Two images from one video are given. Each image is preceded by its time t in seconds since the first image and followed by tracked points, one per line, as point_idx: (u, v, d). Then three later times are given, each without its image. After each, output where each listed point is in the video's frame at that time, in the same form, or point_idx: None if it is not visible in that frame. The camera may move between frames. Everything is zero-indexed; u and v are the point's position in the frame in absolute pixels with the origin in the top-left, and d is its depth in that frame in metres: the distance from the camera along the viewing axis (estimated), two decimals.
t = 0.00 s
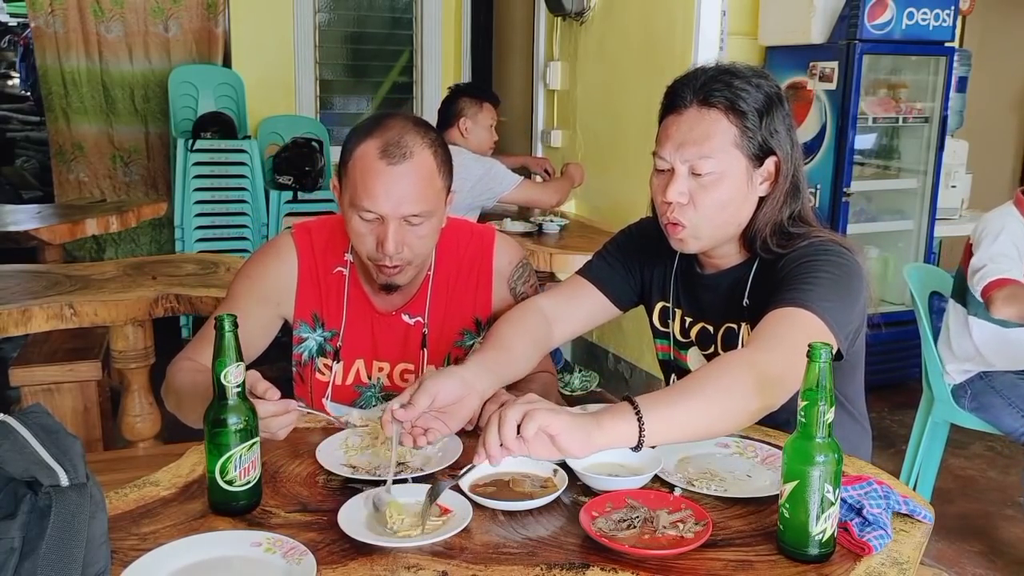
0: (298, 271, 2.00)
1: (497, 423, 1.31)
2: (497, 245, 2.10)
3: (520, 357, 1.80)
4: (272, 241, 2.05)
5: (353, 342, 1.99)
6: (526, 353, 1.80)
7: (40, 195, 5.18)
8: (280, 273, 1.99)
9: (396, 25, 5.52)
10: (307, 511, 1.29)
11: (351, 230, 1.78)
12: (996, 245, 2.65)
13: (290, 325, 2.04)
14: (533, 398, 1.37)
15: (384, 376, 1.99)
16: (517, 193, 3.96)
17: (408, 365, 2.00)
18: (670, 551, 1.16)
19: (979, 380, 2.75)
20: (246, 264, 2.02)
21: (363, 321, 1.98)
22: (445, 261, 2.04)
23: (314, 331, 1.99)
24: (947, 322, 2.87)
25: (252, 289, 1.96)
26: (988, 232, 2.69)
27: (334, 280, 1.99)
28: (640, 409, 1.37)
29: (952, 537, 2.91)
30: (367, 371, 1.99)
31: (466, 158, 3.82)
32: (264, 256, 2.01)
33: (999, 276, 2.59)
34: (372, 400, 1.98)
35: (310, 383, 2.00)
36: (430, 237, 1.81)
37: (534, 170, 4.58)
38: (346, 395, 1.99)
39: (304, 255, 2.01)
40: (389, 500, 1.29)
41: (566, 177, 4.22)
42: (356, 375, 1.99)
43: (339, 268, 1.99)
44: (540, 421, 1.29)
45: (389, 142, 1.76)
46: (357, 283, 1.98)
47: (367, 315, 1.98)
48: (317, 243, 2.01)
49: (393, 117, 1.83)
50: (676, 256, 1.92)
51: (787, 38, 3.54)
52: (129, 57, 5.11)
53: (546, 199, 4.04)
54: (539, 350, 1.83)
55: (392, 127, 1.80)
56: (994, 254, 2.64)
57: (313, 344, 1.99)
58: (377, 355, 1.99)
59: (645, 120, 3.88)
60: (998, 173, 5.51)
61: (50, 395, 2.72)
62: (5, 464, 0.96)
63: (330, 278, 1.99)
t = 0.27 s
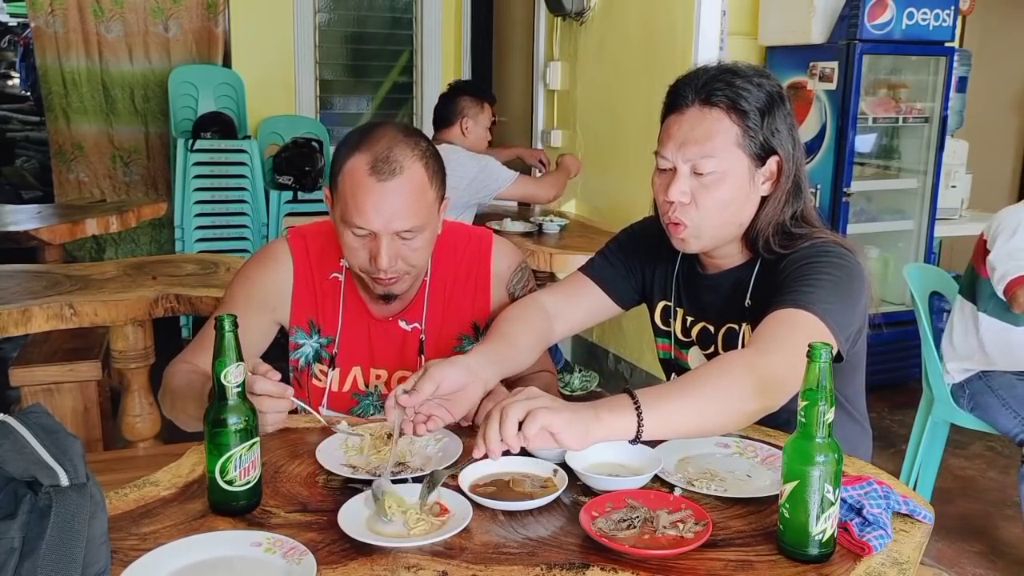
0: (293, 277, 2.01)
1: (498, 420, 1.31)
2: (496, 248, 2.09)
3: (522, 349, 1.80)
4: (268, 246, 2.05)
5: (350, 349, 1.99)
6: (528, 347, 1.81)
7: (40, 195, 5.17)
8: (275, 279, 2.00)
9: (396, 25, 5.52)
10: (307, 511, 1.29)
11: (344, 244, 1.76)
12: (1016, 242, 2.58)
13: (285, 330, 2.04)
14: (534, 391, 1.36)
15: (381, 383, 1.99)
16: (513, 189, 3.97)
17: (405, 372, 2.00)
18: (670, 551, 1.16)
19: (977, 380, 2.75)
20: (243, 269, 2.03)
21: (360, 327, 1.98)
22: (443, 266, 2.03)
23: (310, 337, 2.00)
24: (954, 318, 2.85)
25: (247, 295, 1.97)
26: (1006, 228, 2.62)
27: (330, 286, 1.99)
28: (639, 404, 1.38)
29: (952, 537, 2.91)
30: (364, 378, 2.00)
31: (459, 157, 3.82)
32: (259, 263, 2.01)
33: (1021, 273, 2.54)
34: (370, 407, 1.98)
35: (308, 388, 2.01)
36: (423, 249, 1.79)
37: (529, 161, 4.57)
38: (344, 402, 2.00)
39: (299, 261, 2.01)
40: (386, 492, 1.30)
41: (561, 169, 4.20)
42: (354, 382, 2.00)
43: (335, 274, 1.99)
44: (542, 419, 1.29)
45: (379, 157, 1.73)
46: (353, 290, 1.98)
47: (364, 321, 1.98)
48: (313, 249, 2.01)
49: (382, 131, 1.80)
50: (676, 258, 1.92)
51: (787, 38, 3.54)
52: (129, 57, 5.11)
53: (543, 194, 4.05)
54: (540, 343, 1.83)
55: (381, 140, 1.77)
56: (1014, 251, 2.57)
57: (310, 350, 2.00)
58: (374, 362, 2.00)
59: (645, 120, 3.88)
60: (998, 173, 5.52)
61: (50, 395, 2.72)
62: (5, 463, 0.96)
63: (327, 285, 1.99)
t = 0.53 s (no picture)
0: (290, 279, 2.01)
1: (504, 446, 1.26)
2: (492, 248, 2.09)
3: (522, 348, 1.79)
4: (263, 248, 2.05)
5: (349, 350, 1.99)
6: (529, 345, 1.80)
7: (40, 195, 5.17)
8: (270, 281, 2.00)
9: (396, 25, 5.52)
10: (307, 511, 1.29)
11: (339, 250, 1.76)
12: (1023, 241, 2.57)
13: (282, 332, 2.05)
14: (532, 410, 1.30)
15: (380, 384, 1.99)
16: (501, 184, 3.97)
17: (404, 373, 2.00)
18: (670, 551, 1.16)
19: (980, 379, 2.74)
20: (239, 271, 2.02)
21: (357, 329, 1.98)
22: (440, 267, 2.03)
23: (308, 339, 2.00)
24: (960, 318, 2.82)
25: (243, 297, 1.97)
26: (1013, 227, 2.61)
27: (327, 288, 1.99)
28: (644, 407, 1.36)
29: (952, 537, 2.91)
30: (363, 380, 2.00)
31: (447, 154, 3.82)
32: (255, 265, 2.01)
33: None
34: (370, 409, 1.98)
35: (306, 390, 2.01)
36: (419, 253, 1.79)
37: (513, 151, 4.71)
38: (343, 404, 2.00)
39: (296, 263, 2.01)
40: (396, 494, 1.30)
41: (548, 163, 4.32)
42: (352, 384, 2.00)
43: (332, 276, 1.99)
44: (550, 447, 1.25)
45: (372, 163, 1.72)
46: (351, 291, 1.97)
47: (362, 322, 1.98)
48: (309, 251, 2.00)
49: (374, 138, 1.79)
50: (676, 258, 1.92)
51: (787, 38, 3.53)
52: (129, 57, 5.11)
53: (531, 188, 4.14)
54: (540, 342, 1.83)
55: (373, 147, 1.76)
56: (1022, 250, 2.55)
57: (308, 352, 2.00)
58: (372, 363, 2.00)
59: (645, 121, 3.88)
60: (998, 172, 5.51)
61: (50, 395, 2.72)
62: (5, 463, 0.96)
63: (323, 286, 1.99)
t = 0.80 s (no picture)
0: (289, 277, 2.01)
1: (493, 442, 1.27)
2: (491, 247, 2.09)
3: (520, 352, 1.79)
4: (262, 247, 2.05)
5: (347, 348, 1.99)
6: (529, 351, 1.80)
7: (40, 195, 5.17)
8: (269, 279, 2.00)
9: (396, 25, 5.52)
10: (307, 511, 1.29)
11: (335, 245, 1.76)
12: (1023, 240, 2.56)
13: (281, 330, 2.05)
14: (524, 409, 1.32)
15: (378, 382, 1.99)
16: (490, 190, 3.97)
17: (403, 371, 1.99)
18: (670, 551, 1.16)
19: (980, 379, 2.74)
20: (238, 269, 2.03)
21: (356, 327, 1.98)
22: (439, 266, 2.03)
23: (307, 337, 2.00)
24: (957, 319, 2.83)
25: (241, 295, 1.97)
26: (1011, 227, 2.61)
27: (325, 286, 1.99)
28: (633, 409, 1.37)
29: (953, 537, 2.91)
30: (361, 378, 2.00)
31: (439, 153, 3.83)
32: (254, 263, 2.01)
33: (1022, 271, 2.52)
34: (369, 406, 1.98)
35: (305, 388, 2.01)
36: (414, 248, 1.79)
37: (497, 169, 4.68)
38: (341, 401, 1.99)
39: (295, 261, 2.01)
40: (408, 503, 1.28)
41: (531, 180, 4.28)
42: (351, 382, 2.00)
43: (330, 273, 1.99)
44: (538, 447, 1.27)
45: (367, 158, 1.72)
46: (349, 289, 1.97)
47: (360, 320, 1.98)
48: (307, 250, 2.01)
49: (367, 133, 1.79)
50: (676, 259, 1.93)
51: (787, 38, 3.53)
52: (129, 57, 5.11)
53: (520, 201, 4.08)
54: (540, 345, 1.83)
55: (367, 143, 1.76)
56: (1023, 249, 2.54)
57: (307, 350, 2.00)
58: (370, 361, 1.99)
59: (645, 121, 3.88)
60: (998, 172, 5.51)
61: (50, 395, 2.72)
62: (5, 463, 0.96)
63: (321, 285, 1.99)
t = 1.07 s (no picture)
0: (289, 277, 2.01)
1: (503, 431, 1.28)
2: (490, 247, 2.09)
3: (518, 352, 1.79)
4: (262, 246, 2.05)
5: (348, 348, 1.99)
6: (525, 352, 1.80)
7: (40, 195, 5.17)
8: (270, 278, 2.00)
9: (396, 25, 5.52)
10: (307, 511, 1.29)
11: (335, 243, 1.76)
12: None
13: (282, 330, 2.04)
14: (534, 397, 1.32)
15: (379, 381, 2.00)
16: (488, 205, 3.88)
17: (403, 371, 1.99)
18: (670, 551, 1.16)
19: (980, 380, 2.74)
20: (238, 269, 2.03)
21: (356, 326, 1.98)
22: (439, 266, 2.03)
23: (307, 337, 2.00)
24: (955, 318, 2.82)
25: (242, 294, 1.97)
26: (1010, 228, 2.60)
27: (326, 286, 1.99)
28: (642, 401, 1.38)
29: (953, 537, 2.91)
30: (362, 377, 2.00)
31: (444, 158, 3.84)
32: (254, 263, 2.01)
33: None
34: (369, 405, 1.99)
35: (306, 388, 2.01)
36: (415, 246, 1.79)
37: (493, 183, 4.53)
38: (342, 400, 2.00)
39: (295, 261, 2.01)
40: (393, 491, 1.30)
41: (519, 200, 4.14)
42: (352, 382, 2.00)
43: (331, 274, 1.99)
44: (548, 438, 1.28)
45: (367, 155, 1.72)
46: (349, 289, 1.97)
47: (360, 320, 1.98)
48: (308, 249, 2.00)
49: (366, 131, 1.79)
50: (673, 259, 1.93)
51: (787, 38, 3.54)
52: (129, 57, 5.11)
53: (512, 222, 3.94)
54: (538, 347, 1.84)
55: (366, 141, 1.76)
56: None
57: (307, 350, 2.00)
58: (371, 361, 1.99)
59: (644, 121, 3.88)
60: (998, 172, 5.51)
61: (50, 395, 2.72)
62: (5, 463, 0.96)
63: (322, 285, 1.99)
